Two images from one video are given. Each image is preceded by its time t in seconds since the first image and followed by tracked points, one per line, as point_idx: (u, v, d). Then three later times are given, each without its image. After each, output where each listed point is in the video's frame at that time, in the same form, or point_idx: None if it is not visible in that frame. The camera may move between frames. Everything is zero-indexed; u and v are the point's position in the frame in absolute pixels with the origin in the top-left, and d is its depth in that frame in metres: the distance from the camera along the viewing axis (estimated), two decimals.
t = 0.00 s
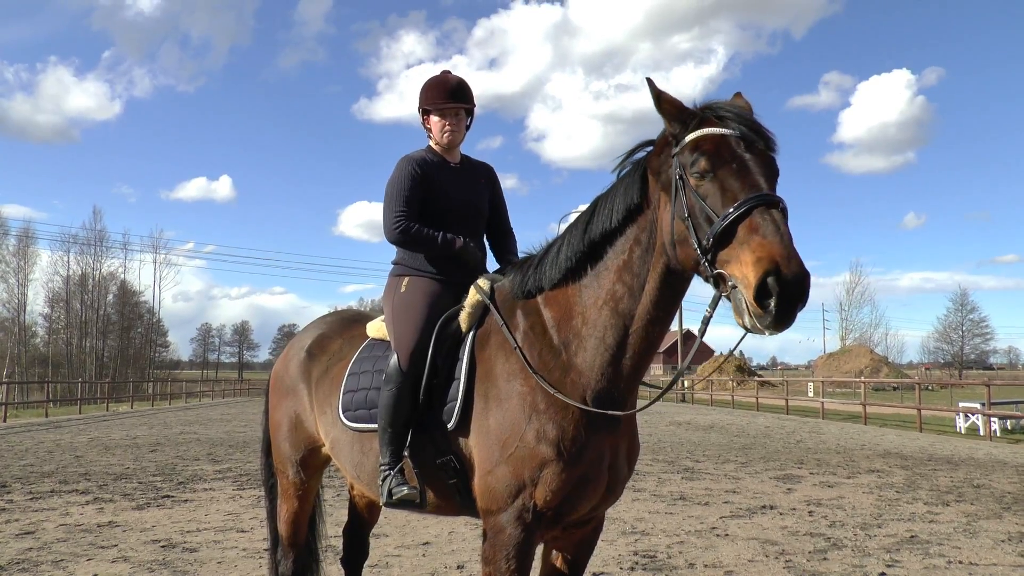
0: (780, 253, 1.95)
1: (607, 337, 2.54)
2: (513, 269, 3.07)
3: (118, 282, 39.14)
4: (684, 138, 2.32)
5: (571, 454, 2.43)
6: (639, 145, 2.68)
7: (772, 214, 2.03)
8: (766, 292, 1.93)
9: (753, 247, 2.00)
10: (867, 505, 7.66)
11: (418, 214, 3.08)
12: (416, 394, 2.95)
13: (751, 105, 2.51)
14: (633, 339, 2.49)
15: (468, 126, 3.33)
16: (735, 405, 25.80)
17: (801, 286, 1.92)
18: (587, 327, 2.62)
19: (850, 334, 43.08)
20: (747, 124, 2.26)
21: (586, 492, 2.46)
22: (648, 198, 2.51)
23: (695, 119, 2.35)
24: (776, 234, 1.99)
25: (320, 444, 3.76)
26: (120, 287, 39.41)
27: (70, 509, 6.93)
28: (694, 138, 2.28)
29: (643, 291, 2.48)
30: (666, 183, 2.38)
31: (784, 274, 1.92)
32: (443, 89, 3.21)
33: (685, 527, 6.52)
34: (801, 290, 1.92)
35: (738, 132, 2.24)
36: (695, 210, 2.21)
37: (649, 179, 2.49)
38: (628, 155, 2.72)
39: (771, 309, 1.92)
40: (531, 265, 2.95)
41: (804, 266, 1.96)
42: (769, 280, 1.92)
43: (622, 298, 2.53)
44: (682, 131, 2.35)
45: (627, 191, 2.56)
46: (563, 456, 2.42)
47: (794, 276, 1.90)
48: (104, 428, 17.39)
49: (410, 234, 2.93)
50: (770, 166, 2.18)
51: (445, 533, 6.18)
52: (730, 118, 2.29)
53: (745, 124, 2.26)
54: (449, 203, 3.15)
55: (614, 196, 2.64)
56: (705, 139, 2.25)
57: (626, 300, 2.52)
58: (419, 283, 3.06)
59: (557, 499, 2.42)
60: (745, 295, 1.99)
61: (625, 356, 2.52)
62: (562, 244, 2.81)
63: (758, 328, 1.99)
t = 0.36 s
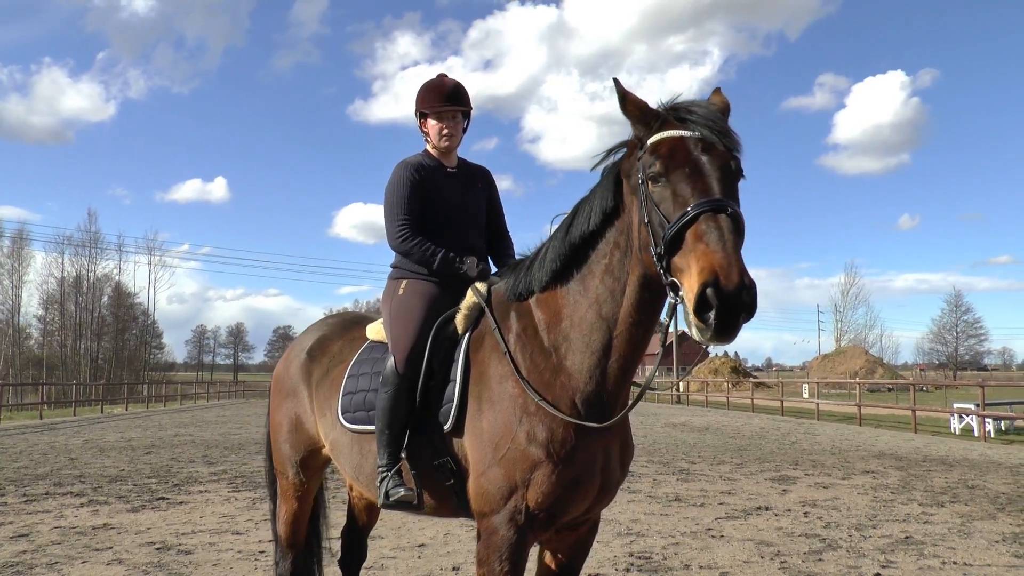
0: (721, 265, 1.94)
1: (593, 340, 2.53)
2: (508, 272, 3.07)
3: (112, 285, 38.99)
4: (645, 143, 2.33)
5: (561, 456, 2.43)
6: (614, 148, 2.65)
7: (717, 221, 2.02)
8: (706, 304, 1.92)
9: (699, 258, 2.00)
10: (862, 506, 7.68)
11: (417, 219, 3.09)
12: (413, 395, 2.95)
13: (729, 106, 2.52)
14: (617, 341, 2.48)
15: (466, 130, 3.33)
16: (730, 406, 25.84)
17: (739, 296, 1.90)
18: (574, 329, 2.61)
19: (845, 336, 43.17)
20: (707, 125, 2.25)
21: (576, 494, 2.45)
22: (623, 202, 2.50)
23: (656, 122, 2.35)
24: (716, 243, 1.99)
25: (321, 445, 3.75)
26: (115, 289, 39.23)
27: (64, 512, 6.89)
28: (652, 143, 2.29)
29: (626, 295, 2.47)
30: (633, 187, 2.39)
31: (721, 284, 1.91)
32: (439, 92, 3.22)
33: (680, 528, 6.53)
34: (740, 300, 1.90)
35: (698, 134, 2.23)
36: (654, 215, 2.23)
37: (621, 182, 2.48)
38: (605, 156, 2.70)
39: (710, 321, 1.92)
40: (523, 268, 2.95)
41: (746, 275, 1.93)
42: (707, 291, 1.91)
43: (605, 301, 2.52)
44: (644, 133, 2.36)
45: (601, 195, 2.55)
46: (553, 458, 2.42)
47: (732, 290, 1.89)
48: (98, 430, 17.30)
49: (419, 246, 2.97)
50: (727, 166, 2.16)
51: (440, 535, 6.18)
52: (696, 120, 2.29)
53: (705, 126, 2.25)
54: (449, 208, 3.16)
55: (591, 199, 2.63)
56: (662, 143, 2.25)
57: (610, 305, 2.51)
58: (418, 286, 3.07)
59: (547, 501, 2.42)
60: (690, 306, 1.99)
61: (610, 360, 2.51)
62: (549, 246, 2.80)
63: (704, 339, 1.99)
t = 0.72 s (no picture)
0: (678, 276, 1.95)
1: (583, 340, 2.52)
2: (504, 269, 3.06)
3: (107, 283, 38.84)
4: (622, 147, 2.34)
5: (552, 454, 2.43)
6: (601, 147, 2.61)
7: (679, 229, 2.03)
8: (662, 314, 1.94)
9: (659, 270, 2.02)
10: (857, 502, 7.72)
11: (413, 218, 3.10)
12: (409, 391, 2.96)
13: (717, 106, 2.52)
14: (606, 340, 2.47)
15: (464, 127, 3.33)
16: (726, 403, 25.91)
17: (694, 306, 1.90)
18: (564, 328, 2.60)
19: (840, 332, 43.30)
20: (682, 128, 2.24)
21: (566, 491, 2.45)
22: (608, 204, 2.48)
23: (633, 125, 2.35)
24: (676, 252, 1.99)
25: (319, 442, 3.75)
26: (110, 287, 39.06)
27: (61, 510, 6.88)
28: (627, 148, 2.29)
29: (613, 293, 2.45)
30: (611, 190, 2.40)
31: (674, 294, 1.93)
32: (438, 89, 3.23)
33: (677, 524, 6.55)
34: (695, 311, 1.90)
35: (673, 138, 2.23)
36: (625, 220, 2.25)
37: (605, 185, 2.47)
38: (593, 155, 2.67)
39: (666, 333, 1.93)
40: (518, 264, 2.94)
41: (705, 285, 1.93)
42: (663, 302, 1.93)
43: (593, 302, 2.51)
44: (623, 137, 2.36)
45: (586, 198, 2.54)
46: (544, 455, 2.42)
47: (686, 302, 1.90)
48: (94, 428, 17.26)
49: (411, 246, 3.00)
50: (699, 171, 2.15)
51: (437, 531, 6.19)
52: (674, 122, 2.28)
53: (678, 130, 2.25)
54: (446, 206, 3.16)
55: (577, 201, 2.61)
56: (638, 147, 2.26)
57: (599, 306, 2.50)
58: (417, 281, 3.07)
59: (538, 498, 2.43)
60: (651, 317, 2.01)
61: (599, 358, 2.49)
62: (539, 245, 2.79)
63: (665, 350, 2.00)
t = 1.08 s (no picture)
0: (646, 297, 1.95)
1: (580, 342, 2.49)
2: (504, 266, 3.04)
3: (107, 281, 38.82)
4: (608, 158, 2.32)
5: (552, 451, 2.42)
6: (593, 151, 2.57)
7: (652, 251, 2.01)
8: (629, 337, 1.94)
9: (630, 289, 2.02)
10: (857, 498, 7.73)
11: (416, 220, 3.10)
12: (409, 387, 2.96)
13: (709, 115, 2.51)
14: (601, 342, 2.44)
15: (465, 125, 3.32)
16: (726, 399, 25.94)
17: (660, 331, 1.90)
18: (558, 329, 2.59)
19: (841, 327, 43.30)
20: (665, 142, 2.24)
21: (564, 489, 2.46)
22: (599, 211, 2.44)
23: (620, 135, 2.33)
24: (646, 276, 1.99)
25: (320, 439, 3.75)
26: (110, 285, 39.03)
27: (62, 508, 6.88)
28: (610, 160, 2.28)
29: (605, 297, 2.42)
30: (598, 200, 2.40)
31: (639, 319, 1.93)
32: (439, 89, 3.21)
33: (676, 521, 6.55)
34: (661, 336, 1.89)
35: (656, 151, 2.22)
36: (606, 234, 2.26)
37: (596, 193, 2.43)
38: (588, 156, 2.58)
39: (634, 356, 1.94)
40: (517, 261, 2.92)
41: (671, 309, 1.93)
42: (630, 324, 1.94)
43: (586, 306, 2.48)
44: (609, 147, 2.34)
45: (579, 205, 2.50)
46: (541, 452, 2.43)
47: (651, 325, 1.90)
48: (94, 426, 17.26)
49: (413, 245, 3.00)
50: (681, 186, 2.14)
51: (437, 528, 6.20)
52: (659, 135, 2.27)
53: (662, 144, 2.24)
54: (447, 206, 3.16)
55: (571, 207, 2.57)
56: (622, 158, 2.24)
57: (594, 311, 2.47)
58: (417, 278, 3.07)
59: (535, 496, 2.43)
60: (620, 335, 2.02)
61: (594, 360, 2.47)
62: (537, 245, 2.77)
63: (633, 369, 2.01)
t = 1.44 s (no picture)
0: (707, 411, 1.93)
1: (577, 355, 2.49)
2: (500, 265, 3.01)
3: (107, 285, 38.83)
4: (662, 221, 2.16)
5: (544, 457, 2.43)
6: (622, 182, 2.57)
7: (715, 360, 1.96)
8: (683, 446, 1.95)
9: (686, 393, 1.97)
10: (857, 501, 7.73)
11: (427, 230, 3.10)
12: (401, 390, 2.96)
13: (755, 181, 2.49)
14: (600, 358, 2.42)
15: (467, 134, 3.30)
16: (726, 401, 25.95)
17: (715, 446, 1.93)
18: (554, 340, 2.59)
19: (841, 330, 43.36)
20: (731, 229, 2.09)
21: (556, 500, 2.46)
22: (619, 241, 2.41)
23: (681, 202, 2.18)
24: (709, 392, 1.93)
25: (321, 442, 3.75)
26: (109, 289, 39.00)
27: (61, 512, 6.88)
28: (667, 227, 2.13)
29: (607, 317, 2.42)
30: (632, 251, 2.29)
31: (701, 436, 1.91)
32: (437, 101, 3.20)
33: (676, 524, 6.55)
34: (714, 450, 1.93)
35: (721, 236, 2.07)
36: (648, 306, 2.14)
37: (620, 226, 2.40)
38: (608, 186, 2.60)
39: (684, 461, 1.96)
40: (516, 266, 2.88)
41: (726, 422, 1.95)
42: (688, 437, 1.93)
43: (585, 320, 2.48)
44: (665, 210, 2.18)
45: (598, 230, 2.47)
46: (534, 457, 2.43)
47: (714, 442, 1.91)
48: (95, 430, 17.27)
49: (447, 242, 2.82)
50: (737, 285, 2.05)
51: (438, 532, 6.20)
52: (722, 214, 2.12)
53: (726, 225, 2.09)
54: (456, 218, 3.17)
55: (586, 227, 2.55)
56: (682, 232, 2.10)
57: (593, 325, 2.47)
58: (415, 279, 3.07)
59: (526, 504, 2.44)
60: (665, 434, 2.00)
61: (590, 375, 2.45)
62: (539, 257, 2.75)
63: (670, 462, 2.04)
